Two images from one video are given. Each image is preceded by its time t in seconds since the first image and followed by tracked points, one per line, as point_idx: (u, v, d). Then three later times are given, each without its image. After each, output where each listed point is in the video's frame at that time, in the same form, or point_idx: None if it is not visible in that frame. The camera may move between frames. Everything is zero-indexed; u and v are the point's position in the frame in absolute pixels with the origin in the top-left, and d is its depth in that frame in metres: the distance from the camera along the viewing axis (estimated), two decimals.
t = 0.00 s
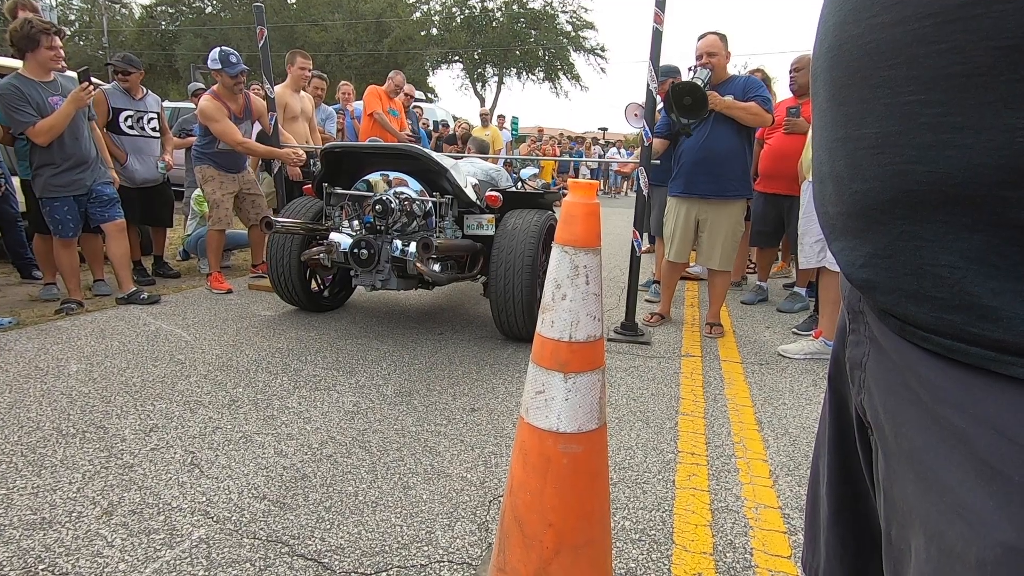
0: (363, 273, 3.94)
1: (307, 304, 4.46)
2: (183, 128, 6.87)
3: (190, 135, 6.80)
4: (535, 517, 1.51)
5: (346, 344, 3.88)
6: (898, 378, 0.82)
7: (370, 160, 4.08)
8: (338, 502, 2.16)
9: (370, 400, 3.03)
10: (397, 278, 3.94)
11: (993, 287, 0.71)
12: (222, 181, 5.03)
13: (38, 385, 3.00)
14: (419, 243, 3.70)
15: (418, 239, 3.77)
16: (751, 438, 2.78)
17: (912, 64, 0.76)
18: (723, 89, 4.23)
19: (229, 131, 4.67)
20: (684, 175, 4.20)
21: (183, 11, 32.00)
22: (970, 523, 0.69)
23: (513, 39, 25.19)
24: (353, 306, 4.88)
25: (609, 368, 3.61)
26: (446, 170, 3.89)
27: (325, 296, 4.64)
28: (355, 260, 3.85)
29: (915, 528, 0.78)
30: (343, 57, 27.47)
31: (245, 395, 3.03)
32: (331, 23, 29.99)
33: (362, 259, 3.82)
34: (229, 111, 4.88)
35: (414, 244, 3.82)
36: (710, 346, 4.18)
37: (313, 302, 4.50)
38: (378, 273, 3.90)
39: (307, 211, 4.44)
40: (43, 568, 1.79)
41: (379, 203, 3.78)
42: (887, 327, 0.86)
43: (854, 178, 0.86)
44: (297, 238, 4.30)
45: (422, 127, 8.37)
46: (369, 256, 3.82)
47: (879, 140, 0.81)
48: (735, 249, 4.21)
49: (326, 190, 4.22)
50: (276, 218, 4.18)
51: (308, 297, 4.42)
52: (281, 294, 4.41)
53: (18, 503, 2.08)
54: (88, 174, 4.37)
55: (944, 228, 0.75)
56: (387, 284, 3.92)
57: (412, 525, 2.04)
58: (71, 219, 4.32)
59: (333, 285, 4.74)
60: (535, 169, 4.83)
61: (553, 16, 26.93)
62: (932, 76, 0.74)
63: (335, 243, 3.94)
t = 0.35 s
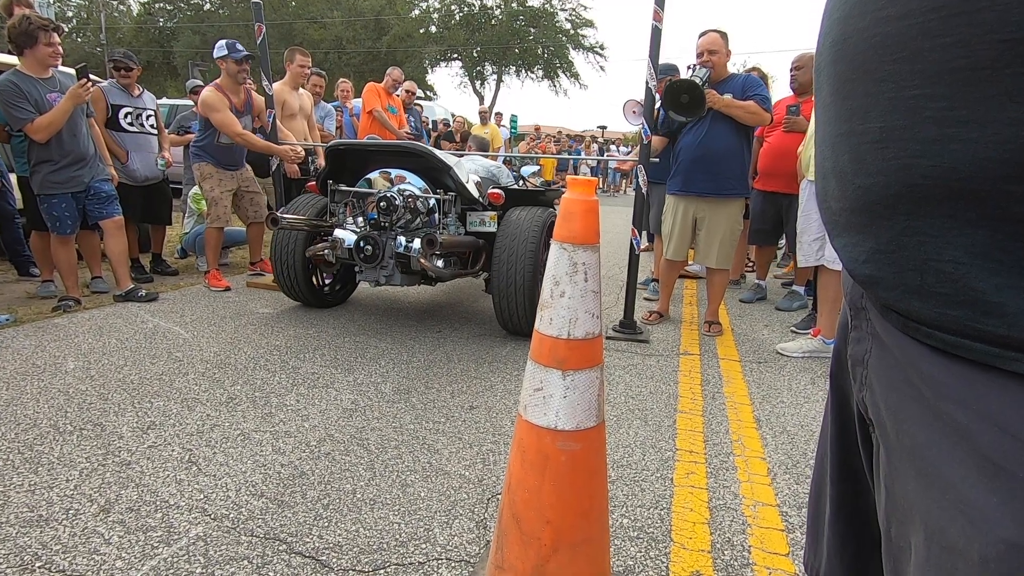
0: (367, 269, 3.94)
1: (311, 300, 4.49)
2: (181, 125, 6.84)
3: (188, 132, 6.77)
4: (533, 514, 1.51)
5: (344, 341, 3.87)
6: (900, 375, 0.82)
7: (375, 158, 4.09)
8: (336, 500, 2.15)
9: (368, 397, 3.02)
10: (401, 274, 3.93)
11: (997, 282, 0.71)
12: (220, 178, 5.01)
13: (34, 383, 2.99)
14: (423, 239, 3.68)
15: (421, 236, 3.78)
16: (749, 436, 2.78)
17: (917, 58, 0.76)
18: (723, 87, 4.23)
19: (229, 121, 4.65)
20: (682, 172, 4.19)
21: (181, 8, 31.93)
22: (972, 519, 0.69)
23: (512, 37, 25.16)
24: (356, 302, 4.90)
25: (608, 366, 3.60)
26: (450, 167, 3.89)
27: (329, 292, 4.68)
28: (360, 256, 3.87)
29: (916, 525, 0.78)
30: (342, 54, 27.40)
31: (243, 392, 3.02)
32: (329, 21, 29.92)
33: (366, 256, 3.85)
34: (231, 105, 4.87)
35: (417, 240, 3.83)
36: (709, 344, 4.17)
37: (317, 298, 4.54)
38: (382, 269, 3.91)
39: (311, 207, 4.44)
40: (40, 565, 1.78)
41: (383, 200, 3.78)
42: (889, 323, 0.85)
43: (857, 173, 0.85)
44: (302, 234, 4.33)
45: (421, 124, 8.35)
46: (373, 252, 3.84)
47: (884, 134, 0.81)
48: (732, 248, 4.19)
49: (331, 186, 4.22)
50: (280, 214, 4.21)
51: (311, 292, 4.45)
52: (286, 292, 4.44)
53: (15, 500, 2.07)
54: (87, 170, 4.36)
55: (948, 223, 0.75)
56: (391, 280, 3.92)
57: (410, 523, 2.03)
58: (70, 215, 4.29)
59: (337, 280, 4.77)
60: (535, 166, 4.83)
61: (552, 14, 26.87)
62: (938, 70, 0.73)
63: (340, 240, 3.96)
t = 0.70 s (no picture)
0: (371, 265, 3.94)
1: (314, 295, 4.53)
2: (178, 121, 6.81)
3: (185, 128, 6.75)
4: (530, 511, 1.50)
5: (342, 338, 3.86)
6: (904, 371, 0.81)
7: (376, 155, 4.07)
8: (333, 497, 2.14)
9: (365, 395, 3.01)
10: (404, 270, 3.94)
11: (1006, 275, 0.70)
12: (217, 174, 4.98)
13: (30, 379, 2.98)
14: (426, 235, 3.73)
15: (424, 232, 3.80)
16: (746, 434, 2.78)
17: (925, 47, 0.75)
18: (722, 85, 4.22)
19: (229, 114, 4.66)
20: (680, 170, 4.19)
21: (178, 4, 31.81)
22: (979, 517, 0.69)
23: (510, 34, 25.14)
24: (360, 297, 4.94)
25: (606, 364, 3.60)
26: (452, 164, 3.87)
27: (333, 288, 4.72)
28: (363, 253, 3.84)
29: (919, 522, 0.78)
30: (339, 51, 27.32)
31: (239, 389, 3.00)
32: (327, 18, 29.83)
33: (370, 253, 3.82)
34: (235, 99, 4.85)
35: (421, 236, 3.84)
36: (707, 342, 4.17)
37: (320, 294, 4.57)
38: (385, 265, 3.89)
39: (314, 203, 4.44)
40: (35, 562, 1.77)
41: (387, 196, 3.80)
42: (893, 318, 0.84)
43: (864, 165, 0.85)
44: (306, 230, 4.38)
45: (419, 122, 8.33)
46: (376, 249, 3.82)
47: (891, 126, 0.80)
48: (730, 246, 4.18)
49: (334, 183, 4.21)
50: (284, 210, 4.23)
51: (314, 287, 4.48)
52: (290, 289, 4.49)
53: (10, 497, 2.06)
54: (83, 166, 4.33)
55: (956, 214, 0.74)
56: (394, 276, 3.91)
57: (407, 520, 2.03)
58: (66, 212, 4.28)
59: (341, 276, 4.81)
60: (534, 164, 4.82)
61: (550, 12, 26.82)
62: (944, 59, 0.73)
63: (342, 236, 3.91)
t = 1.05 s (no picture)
0: (370, 261, 3.95)
1: (314, 292, 4.52)
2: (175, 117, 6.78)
3: (183, 124, 6.72)
4: (528, 509, 1.49)
5: (340, 335, 3.85)
6: (908, 368, 0.81)
7: (376, 152, 4.07)
8: (331, 494, 2.14)
9: (363, 391, 3.00)
10: (404, 266, 3.95)
11: (1013, 268, 0.71)
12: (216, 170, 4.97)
13: (26, 375, 2.97)
14: (426, 231, 3.70)
15: (424, 229, 3.78)
16: (744, 432, 2.78)
17: (930, 39, 0.75)
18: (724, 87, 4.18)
19: (229, 109, 4.65)
20: (674, 168, 4.19)
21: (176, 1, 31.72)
22: (984, 515, 0.69)
23: (509, 32, 25.11)
24: (359, 293, 4.94)
25: (604, 361, 3.60)
26: (452, 161, 3.88)
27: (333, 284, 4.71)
28: (363, 249, 3.85)
29: (923, 520, 0.77)
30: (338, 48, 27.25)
31: (237, 386, 2.99)
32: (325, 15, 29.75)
33: (370, 248, 3.83)
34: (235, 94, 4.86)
35: (421, 232, 3.82)
36: (705, 340, 4.17)
37: (319, 290, 4.55)
38: (385, 261, 3.89)
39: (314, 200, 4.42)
40: (31, 558, 1.76)
41: (388, 193, 3.81)
42: (897, 314, 0.84)
43: (869, 158, 0.84)
44: (306, 226, 4.37)
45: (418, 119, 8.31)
46: (376, 245, 3.83)
47: (896, 118, 0.80)
48: (728, 244, 4.18)
49: (335, 179, 4.21)
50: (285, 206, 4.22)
51: (314, 283, 4.47)
52: (291, 286, 4.48)
53: (5, 493, 2.05)
54: (81, 162, 4.31)
55: (964, 207, 0.74)
56: (394, 271, 3.93)
57: (405, 517, 2.02)
58: (63, 207, 4.25)
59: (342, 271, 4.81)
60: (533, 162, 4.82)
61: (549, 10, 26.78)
62: (950, 51, 0.73)
63: (342, 232, 3.91)
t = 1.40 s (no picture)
0: (372, 257, 3.94)
1: (314, 288, 4.51)
2: (174, 113, 6.77)
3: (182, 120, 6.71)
4: (528, 505, 1.49)
5: (340, 332, 3.85)
6: (908, 366, 0.81)
7: (379, 149, 4.06)
8: (329, 490, 2.14)
9: (362, 388, 3.00)
10: (405, 262, 3.94)
11: (1014, 267, 0.71)
12: (216, 166, 4.96)
13: (25, 371, 2.97)
14: (428, 227, 3.69)
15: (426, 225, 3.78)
16: (743, 429, 2.78)
17: (931, 37, 0.75)
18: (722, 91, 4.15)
19: (228, 105, 4.64)
20: (672, 167, 4.19)
21: None
22: (984, 513, 0.69)
23: (510, 29, 25.07)
24: (360, 290, 4.94)
25: (603, 359, 3.60)
26: (454, 158, 3.87)
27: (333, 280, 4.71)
28: (365, 245, 3.85)
29: (923, 517, 0.77)
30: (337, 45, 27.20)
31: (236, 382, 2.99)
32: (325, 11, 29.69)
33: (371, 244, 3.83)
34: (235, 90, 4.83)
35: (422, 229, 3.82)
36: (704, 338, 4.17)
37: (319, 286, 4.54)
38: (387, 257, 3.89)
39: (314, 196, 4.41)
40: (30, 553, 1.76)
41: (389, 189, 3.80)
42: (898, 312, 0.84)
43: (870, 156, 0.84)
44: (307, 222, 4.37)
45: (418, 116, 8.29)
46: (378, 241, 3.82)
47: (898, 116, 0.79)
48: (725, 242, 4.18)
49: (336, 176, 4.22)
50: (287, 202, 4.23)
51: (315, 279, 4.46)
52: (293, 282, 4.48)
53: (4, 488, 2.05)
54: (79, 158, 4.31)
55: (964, 205, 0.74)
56: (395, 268, 3.92)
57: (404, 513, 2.02)
58: (62, 203, 4.25)
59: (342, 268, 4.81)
60: (534, 160, 4.81)
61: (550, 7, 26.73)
62: (952, 49, 0.73)
63: (344, 228, 3.94)
